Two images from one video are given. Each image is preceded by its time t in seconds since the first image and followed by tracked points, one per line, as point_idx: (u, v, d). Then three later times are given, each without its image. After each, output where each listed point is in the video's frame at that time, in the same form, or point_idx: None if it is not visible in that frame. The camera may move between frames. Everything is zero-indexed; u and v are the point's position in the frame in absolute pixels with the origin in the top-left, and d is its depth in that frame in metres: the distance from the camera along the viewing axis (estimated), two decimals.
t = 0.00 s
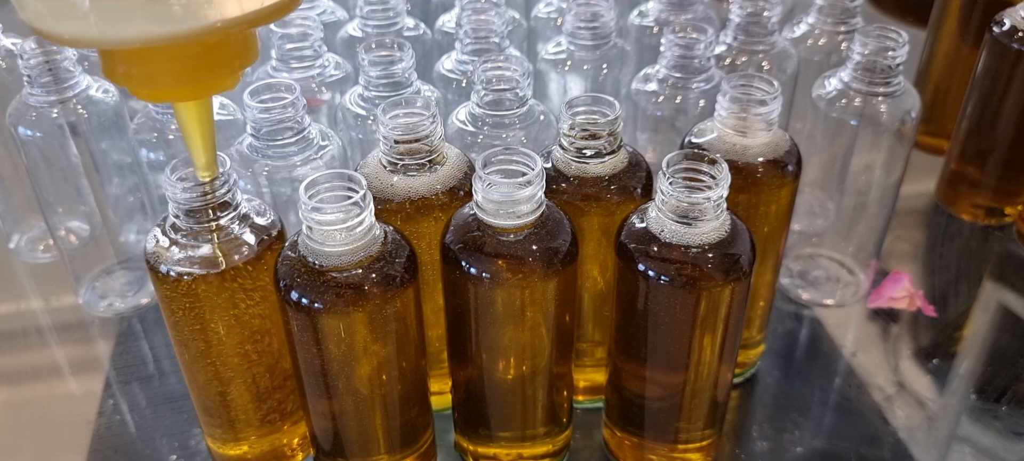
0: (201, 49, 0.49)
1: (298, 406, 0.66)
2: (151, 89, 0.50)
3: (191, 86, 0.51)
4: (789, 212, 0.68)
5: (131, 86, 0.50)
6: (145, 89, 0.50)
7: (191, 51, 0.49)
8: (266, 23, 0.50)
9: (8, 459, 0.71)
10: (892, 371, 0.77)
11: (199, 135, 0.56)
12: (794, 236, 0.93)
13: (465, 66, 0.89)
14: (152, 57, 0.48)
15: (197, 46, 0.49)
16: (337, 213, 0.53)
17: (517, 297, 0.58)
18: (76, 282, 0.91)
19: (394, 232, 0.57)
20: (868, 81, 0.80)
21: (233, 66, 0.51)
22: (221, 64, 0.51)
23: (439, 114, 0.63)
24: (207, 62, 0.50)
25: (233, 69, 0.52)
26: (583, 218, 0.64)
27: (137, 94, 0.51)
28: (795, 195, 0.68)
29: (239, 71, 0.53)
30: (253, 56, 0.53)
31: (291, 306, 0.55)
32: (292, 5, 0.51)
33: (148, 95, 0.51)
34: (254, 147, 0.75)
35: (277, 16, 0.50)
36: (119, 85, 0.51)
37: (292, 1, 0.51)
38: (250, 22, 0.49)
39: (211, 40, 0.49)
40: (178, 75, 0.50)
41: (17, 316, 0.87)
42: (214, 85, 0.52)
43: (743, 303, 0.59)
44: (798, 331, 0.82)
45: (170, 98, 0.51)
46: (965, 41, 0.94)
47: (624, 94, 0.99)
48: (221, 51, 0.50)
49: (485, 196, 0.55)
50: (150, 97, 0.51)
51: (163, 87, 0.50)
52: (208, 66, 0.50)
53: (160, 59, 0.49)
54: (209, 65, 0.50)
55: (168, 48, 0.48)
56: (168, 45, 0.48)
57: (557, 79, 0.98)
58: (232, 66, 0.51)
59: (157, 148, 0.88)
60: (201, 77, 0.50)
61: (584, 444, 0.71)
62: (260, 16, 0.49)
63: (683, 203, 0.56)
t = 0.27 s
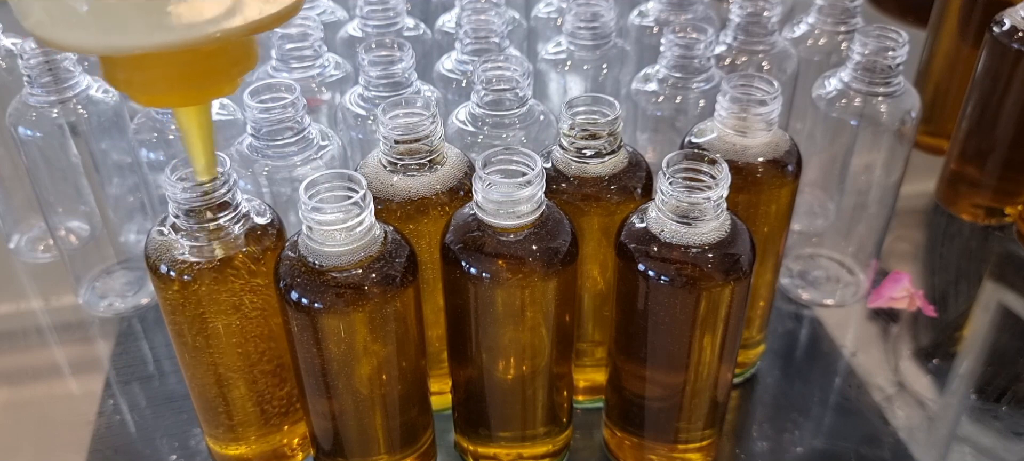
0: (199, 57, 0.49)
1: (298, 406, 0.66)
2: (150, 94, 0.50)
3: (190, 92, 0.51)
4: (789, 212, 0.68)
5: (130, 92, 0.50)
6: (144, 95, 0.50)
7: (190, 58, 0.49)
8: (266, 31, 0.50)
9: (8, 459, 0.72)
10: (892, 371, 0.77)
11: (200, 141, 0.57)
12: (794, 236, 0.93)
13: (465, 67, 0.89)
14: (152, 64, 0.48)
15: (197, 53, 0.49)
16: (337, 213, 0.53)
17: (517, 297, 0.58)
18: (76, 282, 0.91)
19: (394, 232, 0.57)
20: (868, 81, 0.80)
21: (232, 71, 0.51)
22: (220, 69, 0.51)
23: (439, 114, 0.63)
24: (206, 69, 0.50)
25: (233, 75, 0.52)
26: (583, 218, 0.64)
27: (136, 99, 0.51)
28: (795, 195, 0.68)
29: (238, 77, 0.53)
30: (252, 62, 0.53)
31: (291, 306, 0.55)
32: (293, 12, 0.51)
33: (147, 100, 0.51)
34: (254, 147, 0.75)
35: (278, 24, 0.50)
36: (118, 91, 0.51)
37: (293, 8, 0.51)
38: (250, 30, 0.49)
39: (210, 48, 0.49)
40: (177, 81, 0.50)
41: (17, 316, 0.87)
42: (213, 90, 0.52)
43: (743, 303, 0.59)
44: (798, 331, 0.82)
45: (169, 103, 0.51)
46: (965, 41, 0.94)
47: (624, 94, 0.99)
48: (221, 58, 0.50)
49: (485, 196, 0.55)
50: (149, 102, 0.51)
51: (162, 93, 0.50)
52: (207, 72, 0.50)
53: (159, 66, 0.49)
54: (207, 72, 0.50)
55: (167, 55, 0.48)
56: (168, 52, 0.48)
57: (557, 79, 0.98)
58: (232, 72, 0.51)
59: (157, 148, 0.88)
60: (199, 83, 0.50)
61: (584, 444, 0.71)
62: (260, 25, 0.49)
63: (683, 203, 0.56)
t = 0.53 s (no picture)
0: (194, 60, 0.49)
1: (298, 406, 0.66)
2: (147, 96, 0.50)
3: (186, 95, 0.51)
4: (789, 212, 0.68)
5: (128, 93, 0.51)
6: (141, 97, 0.50)
7: (186, 60, 0.49)
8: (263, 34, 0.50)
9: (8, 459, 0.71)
10: (892, 371, 0.77)
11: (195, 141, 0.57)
12: (794, 236, 0.93)
13: (465, 66, 0.89)
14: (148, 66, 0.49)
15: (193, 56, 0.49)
16: (337, 213, 0.53)
17: (516, 297, 0.58)
18: (76, 282, 0.91)
19: (394, 232, 0.57)
20: (868, 81, 0.80)
21: (229, 74, 0.51)
22: (217, 72, 0.51)
23: (439, 114, 0.63)
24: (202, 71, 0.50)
25: (229, 78, 0.52)
26: (583, 218, 0.64)
27: (133, 101, 0.51)
28: (795, 195, 0.68)
29: (235, 80, 0.52)
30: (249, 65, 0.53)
31: (291, 306, 0.55)
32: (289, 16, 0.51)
33: (144, 102, 0.51)
34: (254, 147, 0.75)
35: (275, 27, 0.50)
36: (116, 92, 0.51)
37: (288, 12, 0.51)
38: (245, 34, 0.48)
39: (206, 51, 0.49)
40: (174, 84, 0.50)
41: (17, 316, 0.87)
42: (209, 93, 0.52)
43: (743, 302, 0.59)
44: (799, 331, 0.82)
45: (166, 106, 0.51)
46: (965, 41, 0.94)
47: (624, 94, 0.99)
48: (217, 61, 0.50)
49: (485, 196, 0.55)
50: (146, 104, 0.51)
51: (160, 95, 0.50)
52: (203, 75, 0.50)
53: (155, 67, 0.49)
54: (203, 75, 0.50)
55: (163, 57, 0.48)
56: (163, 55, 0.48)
57: (557, 79, 0.98)
58: (228, 74, 0.51)
59: (157, 148, 0.88)
60: (196, 85, 0.50)
61: (584, 444, 0.71)
62: (256, 27, 0.49)
63: (683, 203, 0.56)
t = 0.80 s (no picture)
0: (203, 61, 0.49)
1: (299, 406, 0.66)
2: (154, 97, 0.50)
3: (193, 96, 0.51)
4: (789, 212, 0.68)
5: (135, 94, 0.50)
6: (149, 98, 0.50)
7: (195, 61, 0.49)
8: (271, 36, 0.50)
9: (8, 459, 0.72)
10: (892, 371, 0.77)
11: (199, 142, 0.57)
12: (794, 236, 0.93)
13: (465, 66, 0.89)
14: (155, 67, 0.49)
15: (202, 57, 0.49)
16: (337, 213, 0.53)
17: (516, 297, 0.58)
18: (76, 282, 0.91)
19: (394, 232, 0.57)
20: (868, 81, 0.80)
21: (236, 76, 0.51)
22: (225, 74, 0.51)
23: (439, 114, 0.63)
24: (209, 73, 0.50)
25: (236, 81, 0.52)
26: (583, 218, 0.64)
27: (140, 102, 0.51)
28: (796, 195, 0.68)
29: (242, 82, 0.53)
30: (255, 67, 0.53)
31: (291, 306, 0.55)
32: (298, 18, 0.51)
33: (151, 103, 0.51)
34: (254, 147, 0.75)
35: (283, 30, 0.50)
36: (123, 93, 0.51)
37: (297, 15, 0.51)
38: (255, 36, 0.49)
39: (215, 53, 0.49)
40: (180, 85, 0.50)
41: (17, 316, 0.87)
42: (216, 94, 0.52)
43: (743, 302, 0.59)
44: (798, 331, 0.82)
45: (173, 106, 0.51)
46: (965, 40, 0.94)
47: (624, 94, 0.99)
48: (225, 63, 0.50)
49: (485, 196, 0.55)
50: (153, 105, 0.51)
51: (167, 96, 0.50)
52: (211, 76, 0.50)
53: (162, 69, 0.49)
54: (211, 76, 0.50)
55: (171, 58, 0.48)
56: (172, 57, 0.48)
57: (557, 79, 0.98)
58: (235, 76, 0.51)
59: (157, 148, 0.88)
60: (203, 86, 0.50)
61: (584, 444, 0.71)
62: (265, 31, 0.49)
63: (683, 203, 0.56)
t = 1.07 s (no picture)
0: (202, 63, 0.49)
1: (299, 406, 0.66)
2: (152, 98, 0.50)
3: (191, 97, 0.51)
4: (789, 212, 0.68)
5: (132, 96, 0.50)
6: (147, 99, 0.50)
7: (193, 64, 0.49)
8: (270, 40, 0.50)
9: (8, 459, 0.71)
10: (892, 371, 0.77)
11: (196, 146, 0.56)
12: (794, 236, 0.93)
13: (465, 66, 0.89)
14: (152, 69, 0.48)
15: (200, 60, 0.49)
16: (337, 213, 0.53)
17: (516, 297, 0.58)
18: (76, 282, 0.91)
19: (394, 232, 0.57)
20: (868, 81, 0.80)
21: (234, 78, 0.51)
22: (223, 76, 0.51)
23: (439, 114, 0.63)
24: (208, 75, 0.50)
25: (234, 83, 0.52)
26: (583, 218, 0.64)
27: (137, 103, 0.51)
28: (796, 195, 0.68)
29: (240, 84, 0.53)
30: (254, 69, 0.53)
31: (291, 306, 0.55)
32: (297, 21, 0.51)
33: (149, 104, 0.51)
34: (254, 147, 0.75)
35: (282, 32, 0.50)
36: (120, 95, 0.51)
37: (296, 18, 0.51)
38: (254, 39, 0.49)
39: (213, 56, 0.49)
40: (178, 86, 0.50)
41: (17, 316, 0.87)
42: (214, 96, 0.52)
43: (743, 302, 0.59)
44: (799, 331, 0.82)
45: (171, 108, 0.51)
46: (966, 40, 0.94)
47: (624, 94, 0.99)
48: (223, 65, 0.50)
49: (485, 196, 0.55)
50: (151, 106, 0.51)
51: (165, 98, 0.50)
52: (209, 79, 0.50)
53: (160, 71, 0.49)
54: (209, 79, 0.50)
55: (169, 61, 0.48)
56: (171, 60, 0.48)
57: (557, 79, 0.98)
58: (233, 78, 0.51)
59: (157, 148, 0.88)
60: (202, 88, 0.50)
61: (584, 444, 0.71)
62: (264, 34, 0.49)
63: (683, 203, 0.56)
